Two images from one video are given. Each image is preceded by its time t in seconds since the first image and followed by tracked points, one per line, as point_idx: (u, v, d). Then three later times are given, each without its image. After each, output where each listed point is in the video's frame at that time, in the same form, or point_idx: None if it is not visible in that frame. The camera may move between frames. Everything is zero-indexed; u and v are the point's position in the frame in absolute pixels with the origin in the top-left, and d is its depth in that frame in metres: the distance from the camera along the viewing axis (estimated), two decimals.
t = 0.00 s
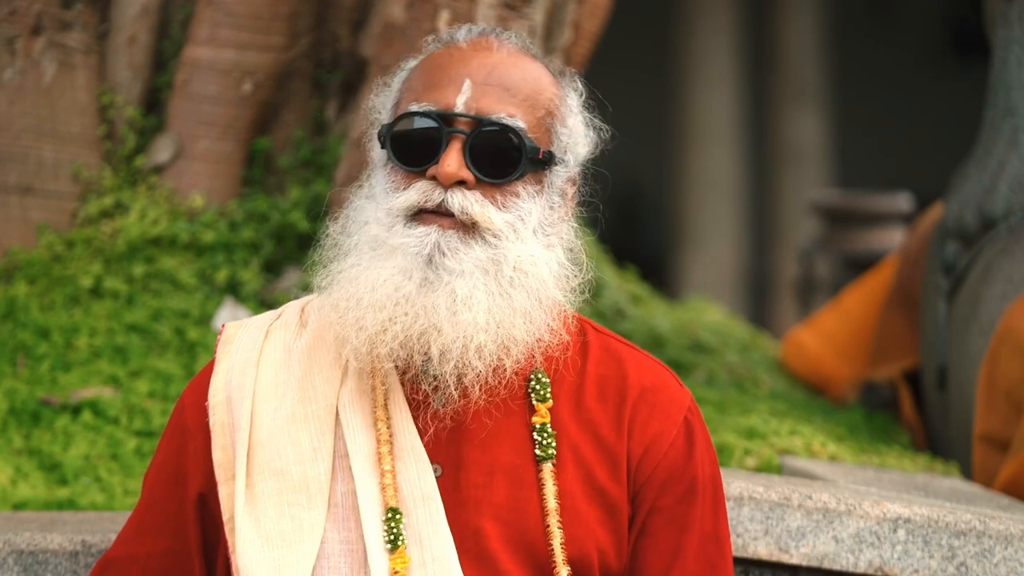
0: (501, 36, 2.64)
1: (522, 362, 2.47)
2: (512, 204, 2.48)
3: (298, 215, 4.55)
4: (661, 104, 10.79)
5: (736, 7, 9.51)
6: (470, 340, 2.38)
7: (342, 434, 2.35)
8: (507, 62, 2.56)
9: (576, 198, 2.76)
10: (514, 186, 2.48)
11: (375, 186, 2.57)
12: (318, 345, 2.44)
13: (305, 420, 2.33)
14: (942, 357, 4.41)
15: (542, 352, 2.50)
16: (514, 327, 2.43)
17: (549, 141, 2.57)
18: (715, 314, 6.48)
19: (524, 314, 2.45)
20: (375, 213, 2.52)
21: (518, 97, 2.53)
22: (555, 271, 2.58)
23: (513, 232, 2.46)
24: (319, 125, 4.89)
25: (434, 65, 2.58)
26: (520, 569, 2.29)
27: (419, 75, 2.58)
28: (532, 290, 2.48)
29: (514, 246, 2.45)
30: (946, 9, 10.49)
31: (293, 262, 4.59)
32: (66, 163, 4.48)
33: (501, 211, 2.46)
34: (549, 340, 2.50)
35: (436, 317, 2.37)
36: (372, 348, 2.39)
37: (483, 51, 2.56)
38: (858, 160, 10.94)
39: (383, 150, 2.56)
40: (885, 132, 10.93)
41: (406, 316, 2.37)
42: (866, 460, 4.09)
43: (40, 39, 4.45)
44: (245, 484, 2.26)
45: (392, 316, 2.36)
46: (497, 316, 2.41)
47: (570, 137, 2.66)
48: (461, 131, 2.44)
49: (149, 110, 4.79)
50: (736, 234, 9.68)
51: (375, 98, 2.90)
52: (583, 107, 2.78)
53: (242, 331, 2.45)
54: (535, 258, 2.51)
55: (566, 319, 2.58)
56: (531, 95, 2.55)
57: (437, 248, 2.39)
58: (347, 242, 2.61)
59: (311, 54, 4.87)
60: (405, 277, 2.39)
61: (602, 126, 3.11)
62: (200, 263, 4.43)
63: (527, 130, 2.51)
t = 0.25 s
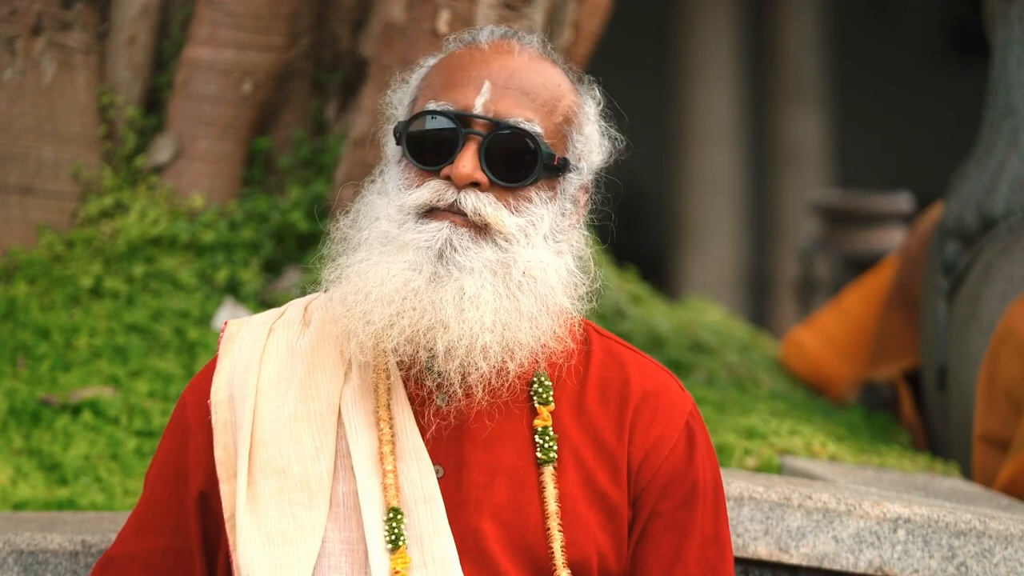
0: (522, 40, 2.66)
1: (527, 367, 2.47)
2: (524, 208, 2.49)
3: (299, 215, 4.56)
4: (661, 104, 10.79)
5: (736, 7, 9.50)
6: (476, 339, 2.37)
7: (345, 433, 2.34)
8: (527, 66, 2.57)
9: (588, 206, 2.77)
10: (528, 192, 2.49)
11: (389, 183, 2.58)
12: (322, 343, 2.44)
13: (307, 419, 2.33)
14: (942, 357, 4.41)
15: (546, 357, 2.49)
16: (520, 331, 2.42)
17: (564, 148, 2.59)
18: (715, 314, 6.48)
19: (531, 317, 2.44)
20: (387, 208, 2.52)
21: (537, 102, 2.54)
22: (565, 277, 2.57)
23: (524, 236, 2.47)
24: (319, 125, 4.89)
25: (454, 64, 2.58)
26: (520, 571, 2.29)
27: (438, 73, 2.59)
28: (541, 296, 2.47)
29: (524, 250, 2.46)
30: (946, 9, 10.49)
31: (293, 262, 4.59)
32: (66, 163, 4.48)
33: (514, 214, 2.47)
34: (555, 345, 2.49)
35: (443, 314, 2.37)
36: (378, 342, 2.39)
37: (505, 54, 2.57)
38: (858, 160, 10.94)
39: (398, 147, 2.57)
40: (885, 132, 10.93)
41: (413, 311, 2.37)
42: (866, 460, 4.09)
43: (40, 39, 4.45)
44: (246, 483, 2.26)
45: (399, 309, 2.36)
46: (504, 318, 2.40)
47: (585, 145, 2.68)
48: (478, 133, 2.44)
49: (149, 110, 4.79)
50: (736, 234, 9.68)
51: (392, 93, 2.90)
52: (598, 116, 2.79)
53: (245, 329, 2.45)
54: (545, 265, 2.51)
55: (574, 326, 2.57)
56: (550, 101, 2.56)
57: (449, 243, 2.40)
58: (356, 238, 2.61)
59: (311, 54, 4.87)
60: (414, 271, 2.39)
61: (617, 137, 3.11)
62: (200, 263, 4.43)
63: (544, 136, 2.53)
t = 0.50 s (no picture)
0: (537, 46, 2.66)
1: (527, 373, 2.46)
2: (530, 215, 2.49)
3: (299, 215, 4.56)
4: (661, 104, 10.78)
5: (736, 7, 9.50)
6: (475, 343, 2.37)
7: (344, 434, 2.34)
8: (541, 72, 2.57)
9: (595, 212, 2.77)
10: (534, 199, 2.49)
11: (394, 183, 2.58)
12: (322, 343, 2.44)
13: (307, 420, 2.33)
14: (942, 357, 4.41)
15: (546, 363, 2.48)
16: (520, 337, 2.42)
17: (572, 155, 2.59)
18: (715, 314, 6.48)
19: (531, 324, 2.44)
20: (392, 208, 2.52)
21: (548, 109, 2.53)
22: (567, 285, 2.57)
23: (530, 243, 2.47)
24: (319, 125, 4.89)
25: (466, 67, 2.58)
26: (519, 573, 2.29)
27: (450, 75, 2.58)
28: (542, 303, 2.47)
29: (529, 256, 2.46)
30: (946, 9, 10.49)
31: (293, 262, 4.59)
32: (66, 163, 4.48)
33: (520, 221, 2.47)
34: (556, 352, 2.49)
35: (443, 317, 2.37)
36: (379, 342, 2.39)
37: (518, 59, 2.56)
38: (858, 160, 10.94)
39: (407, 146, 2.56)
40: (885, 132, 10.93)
41: (415, 312, 2.37)
42: (866, 460, 4.09)
43: (40, 39, 4.45)
44: (246, 483, 2.26)
45: (401, 310, 2.36)
46: (504, 323, 2.40)
47: (593, 153, 2.67)
48: (487, 138, 2.44)
49: (148, 110, 4.79)
50: (736, 234, 9.68)
51: (405, 89, 2.89)
52: (609, 123, 2.79)
53: (245, 329, 2.45)
54: (547, 272, 2.50)
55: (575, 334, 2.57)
56: (561, 108, 2.56)
57: (453, 247, 2.40)
58: (358, 237, 2.61)
59: (311, 54, 4.87)
60: (417, 272, 2.39)
61: (626, 146, 3.10)
62: (200, 263, 4.43)
63: (553, 143, 2.52)
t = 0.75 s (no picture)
0: (540, 48, 2.66)
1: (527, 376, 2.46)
2: (532, 218, 2.49)
3: (298, 215, 4.56)
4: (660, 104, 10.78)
5: (736, 8, 9.51)
6: (478, 347, 2.37)
7: (345, 435, 2.34)
8: (544, 74, 2.57)
9: (597, 215, 2.77)
10: (536, 202, 2.49)
11: (396, 184, 2.58)
12: (322, 344, 2.44)
13: (307, 421, 2.33)
14: (942, 357, 4.41)
15: (547, 367, 2.48)
16: (521, 341, 2.42)
17: (575, 158, 2.58)
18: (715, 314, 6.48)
19: (532, 328, 2.44)
20: (394, 208, 2.52)
21: (551, 112, 2.53)
22: (568, 288, 2.57)
23: (531, 246, 2.47)
24: (319, 125, 4.89)
25: (469, 69, 2.58)
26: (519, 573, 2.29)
27: (453, 76, 2.59)
28: (543, 306, 2.47)
29: (530, 260, 2.46)
30: (946, 9, 10.49)
31: (293, 262, 4.59)
32: (66, 163, 4.48)
33: (522, 224, 2.47)
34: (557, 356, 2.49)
35: (446, 319, 2.37)
36: (381, 344, 2.39)
37: (522, 61, 2.56)
38: (858, 160, 10.94)
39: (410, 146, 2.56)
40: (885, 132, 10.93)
41: (417, 315, 2.37)
42: (866, 460, 4.09)
43: (40, 39, 4.45)
44: (246, 483, 2.26)
45: (403, 312, 2.36)
46: (506, 327, 2.40)
47: (595, 156, 2.67)
48: (490, 140, 2.44)
49: (148, 110, 4.79)
50: (736, 235, 9.68)
51: (409, 88, 2.89)
52: (612, 126, 2.79)
53: (245, 329, 2.44)
54: (548, 274, 2.51)
55: (575, 338, 2.57)
56: (564, 110, 2.56)
57: (455, 249, 2.40)
58: (360, 237, 2.61)
59: (311, 54, 4.87)
60: (419, 275, 2.39)
61: (629, 148, 3.10)
62: (200, 263, 4.43)
63: (556, 146, 2.52)
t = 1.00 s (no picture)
0: (539, 48, 2.66)
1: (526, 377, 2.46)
2: (531, 219, 2.49)
3: (298, 215, 4.57)
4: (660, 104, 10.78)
5: (736, 8, 9.50)
6: (475, 347, 2.37)
7: (344, 435, 2.35)
8: (543, 74, 2.57)
9: (596, 215, 2.77)
10: (534, 203, 2.49)
11: (396, 184, 2.58)
12: (321, 344, 2.44)
13: (306, 421, 2.33)
14: (942, 357, 4.41)
15: (545, 368, 2.48)
16: (520, 341, 2.42)
17: (573, 159, 2.58)
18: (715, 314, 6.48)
19: (531, 328, 2.44)
20: (393, 209, 2.52)
21: (550, 112, 2.53)
22: (566, 289, 2.57)
23: (529, 247, 2.47)
24: (319, 125, 4.89)
25: (468, 69, 2.58)
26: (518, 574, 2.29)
27: (452, 77, 2.59)
28: (541, 307, 2.47)
29: (528, 261, 2.46)
30: (946, 9, 10.49)
31: (293, 262, 4.59)
32: (66, 163, 4.48)
33: (520, 225, 2.47)
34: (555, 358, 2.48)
35: (443, 319, 2.36)
36: (379, 344, 2.39)
37: (521, 62, 2.56)
38: (858, 160, 10.94)
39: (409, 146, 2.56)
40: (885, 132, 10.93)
41: (415, 314, 2.36)
42: (866, 460, 4.09)
43: (40, 39, 4.45)
44: (246, 483, 2.26)
45: (401, 312, 2.36)
46: (504, 327, 2.40)
47: (595, 156, 2.67)
48: (488, 141, 2.44)
49: (148, 110, 4.79)
50: (736, 234, 9.67)
51: (410, 87, 2.89)
52: (612, 126, 2.79)
53: (245, 329, 2.45)
54: (546, 275, 2.50)
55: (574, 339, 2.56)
56: (563, 111, 2.56)
57: (453, 250, 2.39)
58: (359, 238, 2.61)
59: (311, 54, 4.87)
60: (417, 275, 2.39)
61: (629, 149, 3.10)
62: (200, 263, 4.44)
63: (555, 147, 2.52)
